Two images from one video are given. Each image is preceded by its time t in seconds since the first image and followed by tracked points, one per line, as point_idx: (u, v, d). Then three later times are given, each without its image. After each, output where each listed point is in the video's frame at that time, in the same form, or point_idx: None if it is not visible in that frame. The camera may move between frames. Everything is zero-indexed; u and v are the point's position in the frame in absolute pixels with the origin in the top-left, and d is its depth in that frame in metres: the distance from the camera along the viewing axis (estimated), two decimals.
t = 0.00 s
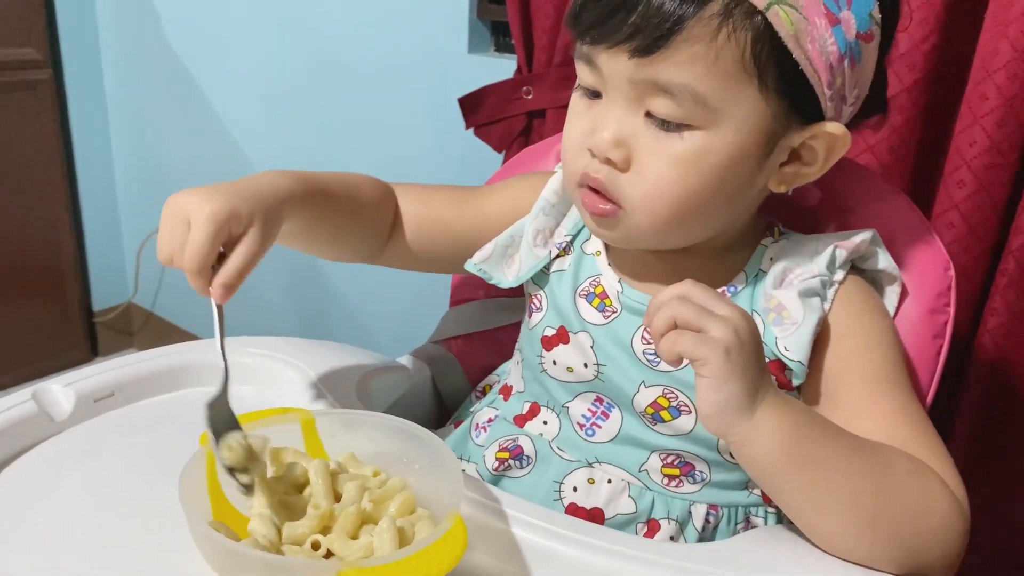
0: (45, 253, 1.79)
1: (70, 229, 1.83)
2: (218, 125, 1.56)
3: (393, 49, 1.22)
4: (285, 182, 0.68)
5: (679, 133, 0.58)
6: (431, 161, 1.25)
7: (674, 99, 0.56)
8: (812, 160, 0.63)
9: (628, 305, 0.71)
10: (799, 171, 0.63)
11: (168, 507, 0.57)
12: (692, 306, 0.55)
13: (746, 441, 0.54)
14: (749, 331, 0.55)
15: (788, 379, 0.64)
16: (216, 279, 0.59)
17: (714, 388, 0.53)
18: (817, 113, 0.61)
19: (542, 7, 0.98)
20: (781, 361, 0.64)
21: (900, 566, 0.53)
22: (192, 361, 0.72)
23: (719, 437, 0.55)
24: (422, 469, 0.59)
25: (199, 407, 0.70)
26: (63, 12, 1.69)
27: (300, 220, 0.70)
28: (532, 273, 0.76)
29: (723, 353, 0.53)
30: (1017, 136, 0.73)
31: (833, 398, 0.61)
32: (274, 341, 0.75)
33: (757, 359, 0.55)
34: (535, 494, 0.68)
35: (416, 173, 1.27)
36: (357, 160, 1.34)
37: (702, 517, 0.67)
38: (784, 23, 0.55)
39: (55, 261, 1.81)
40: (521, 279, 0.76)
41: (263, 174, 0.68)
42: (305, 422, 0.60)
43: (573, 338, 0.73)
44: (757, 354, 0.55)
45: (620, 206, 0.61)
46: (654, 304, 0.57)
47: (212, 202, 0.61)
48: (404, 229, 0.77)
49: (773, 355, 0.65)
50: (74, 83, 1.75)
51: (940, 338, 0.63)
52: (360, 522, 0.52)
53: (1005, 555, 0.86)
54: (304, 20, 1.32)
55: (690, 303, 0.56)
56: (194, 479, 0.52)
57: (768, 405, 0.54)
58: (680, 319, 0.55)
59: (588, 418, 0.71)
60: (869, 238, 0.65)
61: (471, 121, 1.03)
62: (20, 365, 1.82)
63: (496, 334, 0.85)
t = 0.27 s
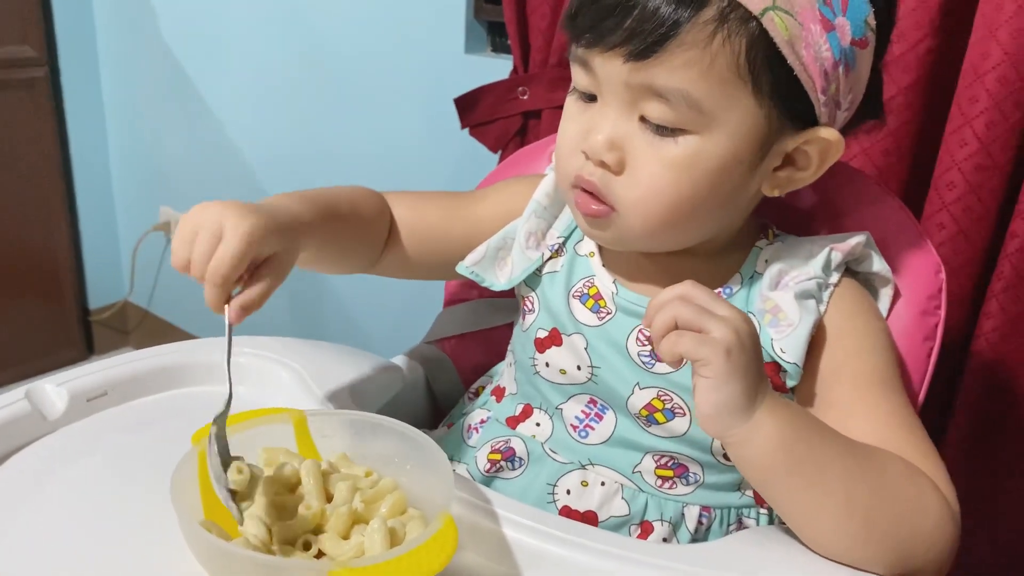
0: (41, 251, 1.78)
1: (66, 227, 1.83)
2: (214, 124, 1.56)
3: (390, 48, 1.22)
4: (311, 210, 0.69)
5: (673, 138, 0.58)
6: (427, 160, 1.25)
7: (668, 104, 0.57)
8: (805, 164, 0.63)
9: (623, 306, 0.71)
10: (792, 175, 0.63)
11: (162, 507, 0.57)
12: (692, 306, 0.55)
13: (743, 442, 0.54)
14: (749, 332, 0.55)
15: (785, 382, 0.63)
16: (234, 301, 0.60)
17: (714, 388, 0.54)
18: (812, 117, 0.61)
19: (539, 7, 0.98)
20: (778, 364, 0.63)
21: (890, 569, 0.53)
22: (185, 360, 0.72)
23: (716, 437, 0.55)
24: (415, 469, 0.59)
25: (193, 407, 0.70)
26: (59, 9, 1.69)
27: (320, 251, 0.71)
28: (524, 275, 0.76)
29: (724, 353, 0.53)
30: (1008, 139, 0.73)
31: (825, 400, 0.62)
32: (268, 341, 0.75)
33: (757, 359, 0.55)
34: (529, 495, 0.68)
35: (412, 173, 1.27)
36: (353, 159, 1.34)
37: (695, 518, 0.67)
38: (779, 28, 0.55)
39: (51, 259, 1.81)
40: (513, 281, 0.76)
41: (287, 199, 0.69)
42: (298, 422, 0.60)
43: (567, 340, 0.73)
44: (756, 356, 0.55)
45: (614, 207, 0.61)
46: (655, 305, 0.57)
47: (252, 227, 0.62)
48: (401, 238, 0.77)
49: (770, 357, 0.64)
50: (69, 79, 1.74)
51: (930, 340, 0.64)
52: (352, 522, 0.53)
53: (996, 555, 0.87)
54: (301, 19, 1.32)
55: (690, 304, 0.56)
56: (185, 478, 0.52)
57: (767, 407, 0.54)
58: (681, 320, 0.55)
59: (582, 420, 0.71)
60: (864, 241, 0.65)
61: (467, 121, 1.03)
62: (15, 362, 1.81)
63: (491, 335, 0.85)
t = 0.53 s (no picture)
0: (41, 250, 1.78)
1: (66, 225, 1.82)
2: (214, 122, 1.56)
3: (390, 46, 1.22)
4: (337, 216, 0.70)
5: (674, 136, 0.58)
6: (427, 159, 1.25)
7: (669, 104, 0.56)
8: (807, 159, 0.63)
9: (623, 303, 0.71)
10: (794, 171, 0.63)
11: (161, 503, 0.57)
12: (691, 304, 0.55)
13: (743, 439, 0.54)
14: (749, 329, 0.55)
15: (785, 378, 0.64)
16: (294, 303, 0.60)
17: (712, 386, 0.54)
18: (813, 112, 0.61)
19: (539, 6, 0.98)
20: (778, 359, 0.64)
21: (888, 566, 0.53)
22: (184, 355, 0.72)
23: (715, 433, 0.55)
24: (414, 465, 0.59)
25: (192, 403, 0.69)
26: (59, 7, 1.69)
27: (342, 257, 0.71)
28: (524, 273, 0.76)
29: (724, 351, 0.53)
30: (1002, 138, 0.74)
31: (825, 397, 0.62)
32: (267, 337, 0.75)
33: (757, 356, 0.55)
34: (528, 492, 0.68)
35: (411, 171, 1.27)
36: (353, 158, 1.34)
37: (694, 515, 0.67)
38: (779, 25, 0.55)
39: (50, 258, 1.80)
40: (512, 279, 0.76)
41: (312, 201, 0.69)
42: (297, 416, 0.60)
43: (567, 337, 0.73)
44: (756, 352, 0.55)
45: (616, 205, 0.61)
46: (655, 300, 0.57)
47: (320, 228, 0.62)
48: (408, 241, 0.77)
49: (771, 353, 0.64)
50: (69, 78, 1.75)
51: (930, 338, 0.64)
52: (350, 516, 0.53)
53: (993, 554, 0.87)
54: (301, 17, 1.32)
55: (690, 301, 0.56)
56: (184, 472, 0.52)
57: (766, 403, 0.54)
58: (680, 318, 0.56)
59: (581, 416, 0.71)
60: (864, 239, 0.65)
61: (466, 119, 1.03)
62: (14, 360, 1.81)
63: (490, 332, 0.85)
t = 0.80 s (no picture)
0: (42, 250, 1.78)
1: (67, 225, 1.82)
2: (215, 122, 1.56)
3: (390, 46, 1.22)
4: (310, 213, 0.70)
5: (669, 136, 0.58)
6: (427, 159, 1.25)
7: (662, 104, 0.57)
8: (803, 155, 0.63)
9: (620, 302, 0.71)
10: (791, 167, 0.63)
11: (160, 502, 0.57)
12: (673, 334, 0.54)
13: (737, 463, 0.54)
14: (736, 353, 0.54)
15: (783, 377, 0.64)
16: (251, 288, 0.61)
17: (703, 415, 0.53)
18: (807, 108, 0.61)
19: (539, 6, 0.98)
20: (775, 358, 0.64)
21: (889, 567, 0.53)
22: (185, 354, 0.72)
23: (714, 460, 0.55)
24: (413, 463, 0.59)
25: (192, 402, 0.69)
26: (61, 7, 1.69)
27: (315, 251, 0.71)
28: (522, 274, 0.76)
29: (710, 378, 0.52)
30: (995, 138, 0.74)
31: (823, 396, 0.62)
32: (268, 336, 0.75)
33: (746, 380, 0.54)
34: (527, 491, 0.68)
35: (412, 171, 1.27)
36: (354, 157, 1.34)
37: (693, 514, 0.67)
38: (769, 22, 0.55)
39: (51, 258, 1.81)
40: (511, 280, 0.76)
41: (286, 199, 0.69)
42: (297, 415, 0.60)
43: (565, 337, 0.73)
44: (744, 374, 0.54)
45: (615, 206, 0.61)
46: (639, 327, 0.56)
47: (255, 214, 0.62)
48: (399, 243, 0.77)
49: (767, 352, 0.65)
50: (71, 79, 1.75)
51: (930, 338, 0.64)
52: (350, 515, 0.53)
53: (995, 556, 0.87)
54: (302, 17, 1.32)
55: (675, 326, 0.55)
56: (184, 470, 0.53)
57: (758, 425, 0.54)
58: (663, 348, 0.54)
59: (580, 416, 0.71)
60: (861, 238, 0.65)
61: (467, 120, 1.03)
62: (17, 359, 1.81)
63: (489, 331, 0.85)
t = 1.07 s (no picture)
0: (45, 252, 1.79)
1: (70, 227, 1.83)
2: (217, 124, 1.57)
3: (392, 50, 1.23)
4: (318, 229, 0.69)
5: (670, 147, 0.58)
6: (429, 161, 1.25)
7: (663, 117, 0.57)
8: (804, 159, 0.63)
9: (621, 309, 0.71)
10: (792, 171, 0.64)
11: (166, 505, 0.57)
12: (678, 346, 0.54)
13: (744, 473, 0.54)
14: (738, 361, 0.54)
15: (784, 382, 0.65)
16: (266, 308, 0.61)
17: (709, 427, 0.53)
18: (806, 113, 0.61)
19: (541, 10, 0.98)
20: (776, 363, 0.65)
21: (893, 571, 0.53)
22: (189, 357, 0.72)
23: (718, 472, 0.55)
24: (417, 466, 0.60)
25: (196, 405, 0.70)
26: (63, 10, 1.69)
27: (326, 265, 0.71)
28: (525, 280, 0.76)
29: (718, 391, 0.52)
30: (994, 141, 0.74)
31: (824, 400, 0.62)
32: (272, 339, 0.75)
33: (748, 389, 0.54)
34: (530, 494, 0.69)
35: (414, 173, 1.28)
36: (356, 160, 1.34)
37: (696, 518, 0.67)
38: (766, 30, 0.56)
39: (53, 261, 1.81)
40: (513, 288, 0.77)
41: (288, 214, 0.69)
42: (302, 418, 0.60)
43: (566, 343, 0.73)
44: (747, 384, 0.54)
45: (619, 220, 0.62)
46: (640, 340, 0.56)
47: (272, 232, 0.62)
48: (401, 250, 0.78)
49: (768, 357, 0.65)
50: (74, 82, 1.76)
51: (930, 341, 0.64)
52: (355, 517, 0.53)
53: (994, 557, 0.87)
54: (304, 20, 1.32)
55: (676, 339, 0.55)
56: (190, 472, 0.53)
57: (764, 436, 0.54)
58: (668, 361, 0.54)
59: (583, 421, 0.72)
60: (861, 241, 0.65)
61: (470, 123, 1.04)
62: (21, 360, 1.82)
63: (492, 334, 0.86)
